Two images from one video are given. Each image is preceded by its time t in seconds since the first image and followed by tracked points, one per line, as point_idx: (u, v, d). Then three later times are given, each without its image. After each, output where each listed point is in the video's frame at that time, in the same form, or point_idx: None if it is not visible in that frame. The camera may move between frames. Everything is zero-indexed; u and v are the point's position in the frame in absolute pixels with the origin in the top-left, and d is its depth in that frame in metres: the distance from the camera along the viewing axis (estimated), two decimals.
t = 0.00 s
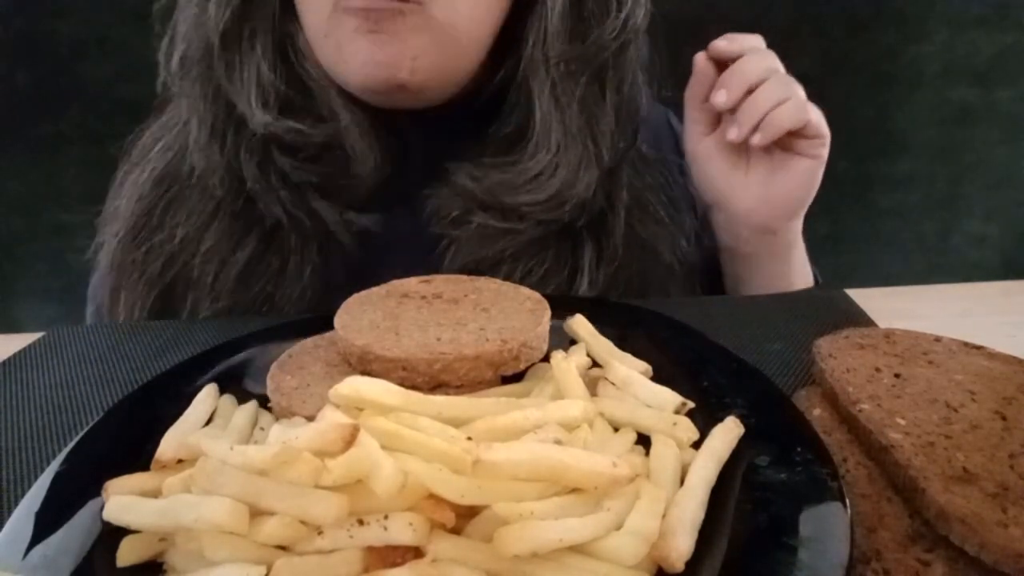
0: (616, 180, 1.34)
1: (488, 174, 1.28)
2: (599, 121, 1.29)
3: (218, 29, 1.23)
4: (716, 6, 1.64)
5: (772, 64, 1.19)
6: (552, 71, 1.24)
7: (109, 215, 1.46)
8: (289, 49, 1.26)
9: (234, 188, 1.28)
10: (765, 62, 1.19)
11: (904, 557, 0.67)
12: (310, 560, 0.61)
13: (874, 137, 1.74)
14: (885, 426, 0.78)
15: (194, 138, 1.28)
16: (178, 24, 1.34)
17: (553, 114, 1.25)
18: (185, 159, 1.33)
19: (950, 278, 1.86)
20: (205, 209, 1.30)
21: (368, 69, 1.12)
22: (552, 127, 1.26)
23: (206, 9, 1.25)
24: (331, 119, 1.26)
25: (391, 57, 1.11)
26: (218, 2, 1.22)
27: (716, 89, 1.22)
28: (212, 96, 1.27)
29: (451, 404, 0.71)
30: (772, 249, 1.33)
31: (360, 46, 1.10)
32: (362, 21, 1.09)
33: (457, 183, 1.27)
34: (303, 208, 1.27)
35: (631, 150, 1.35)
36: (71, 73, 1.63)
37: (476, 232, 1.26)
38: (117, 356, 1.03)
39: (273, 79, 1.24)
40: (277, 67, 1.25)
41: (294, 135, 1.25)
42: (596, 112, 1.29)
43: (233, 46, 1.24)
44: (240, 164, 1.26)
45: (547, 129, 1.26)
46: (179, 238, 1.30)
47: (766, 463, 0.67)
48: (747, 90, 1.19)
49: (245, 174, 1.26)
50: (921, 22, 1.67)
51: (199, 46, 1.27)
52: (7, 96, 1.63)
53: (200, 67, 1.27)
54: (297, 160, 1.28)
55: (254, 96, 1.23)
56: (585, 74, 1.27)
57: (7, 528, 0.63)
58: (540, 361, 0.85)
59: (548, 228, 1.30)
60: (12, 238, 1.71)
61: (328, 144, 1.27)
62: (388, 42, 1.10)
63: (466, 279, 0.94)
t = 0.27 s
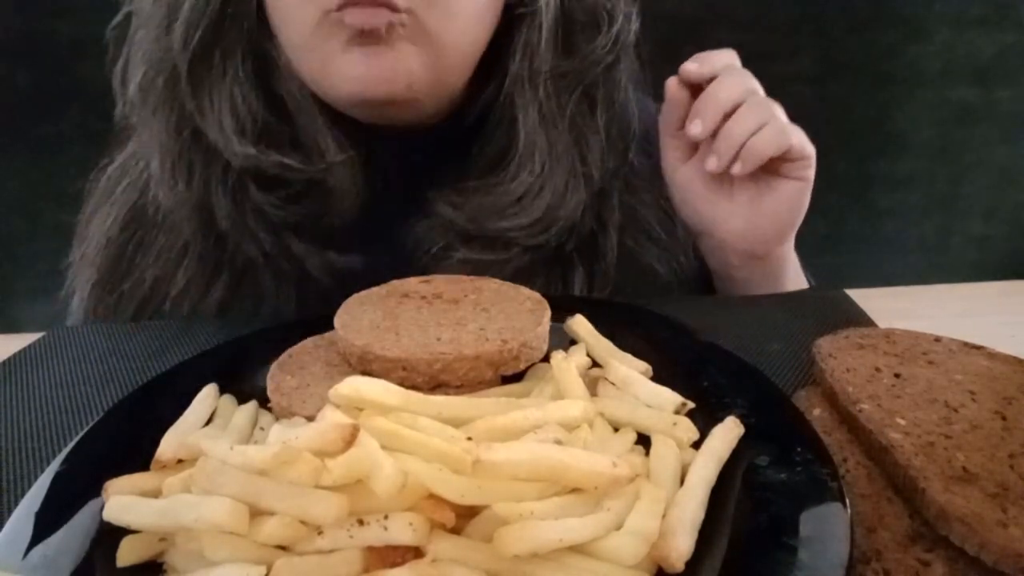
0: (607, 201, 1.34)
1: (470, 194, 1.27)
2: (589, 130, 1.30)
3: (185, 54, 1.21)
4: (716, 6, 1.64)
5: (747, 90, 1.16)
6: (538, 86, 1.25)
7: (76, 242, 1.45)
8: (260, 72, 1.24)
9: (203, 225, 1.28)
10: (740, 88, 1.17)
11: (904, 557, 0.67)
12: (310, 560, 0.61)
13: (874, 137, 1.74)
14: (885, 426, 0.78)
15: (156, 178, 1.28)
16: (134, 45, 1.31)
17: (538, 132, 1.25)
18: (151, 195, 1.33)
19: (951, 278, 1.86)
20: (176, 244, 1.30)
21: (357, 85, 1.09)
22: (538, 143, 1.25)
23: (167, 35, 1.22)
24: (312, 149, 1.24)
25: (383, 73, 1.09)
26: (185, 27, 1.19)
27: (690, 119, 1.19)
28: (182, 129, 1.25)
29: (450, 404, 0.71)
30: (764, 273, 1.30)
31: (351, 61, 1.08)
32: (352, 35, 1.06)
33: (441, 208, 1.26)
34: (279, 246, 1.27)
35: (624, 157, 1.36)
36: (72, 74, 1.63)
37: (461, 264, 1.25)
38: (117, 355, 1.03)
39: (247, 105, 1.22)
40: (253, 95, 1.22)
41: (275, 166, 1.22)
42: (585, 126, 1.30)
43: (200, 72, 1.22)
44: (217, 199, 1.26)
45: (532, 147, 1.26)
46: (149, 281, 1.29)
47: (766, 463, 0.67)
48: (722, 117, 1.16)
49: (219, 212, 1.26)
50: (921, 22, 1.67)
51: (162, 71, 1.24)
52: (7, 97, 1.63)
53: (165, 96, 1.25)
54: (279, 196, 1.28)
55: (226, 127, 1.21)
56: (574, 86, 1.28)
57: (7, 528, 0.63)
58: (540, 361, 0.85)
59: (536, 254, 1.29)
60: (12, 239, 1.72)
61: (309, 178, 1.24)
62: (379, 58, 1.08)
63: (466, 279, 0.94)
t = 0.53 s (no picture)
0: (595, 216, 1.33)
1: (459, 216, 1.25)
2: (577, 145, 1.29)
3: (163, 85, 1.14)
4: (716, 6, 1.65)
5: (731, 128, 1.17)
6: (523, 99, 1.23)
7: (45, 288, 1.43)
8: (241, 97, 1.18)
9: (182, 273, 1.23)
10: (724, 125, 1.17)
11: (904, 557, 0.67)
12: (310, 560, 0.61)
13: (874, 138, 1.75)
14: (885, 426, 0.78)
15: (129, 219, 1.20)
16: (102, 78, 1.24)
17: (526, 145, 1.23)
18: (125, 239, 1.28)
19: (951, 278, 1.86)
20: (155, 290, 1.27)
21: (350, 110, 1.05)
22: (525, 155, 1.24)
23: (143, 64, 1.15)
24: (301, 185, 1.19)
25: (376, 95, 1.04)
26: (161, 54, 1.13)
27: (677, 159, 1.19)
28: (159, 166, 1.19)
29: (450, 404, 0.71)
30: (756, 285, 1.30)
31: (342, 84, 1.03)
32: (341, 57, 1.02)
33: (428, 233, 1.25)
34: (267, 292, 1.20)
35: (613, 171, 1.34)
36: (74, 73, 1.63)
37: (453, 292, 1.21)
38: (117, 356, 1.03)
39: (228, 139, 1.16)
40: (236, 129, 1.16)
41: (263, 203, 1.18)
42: (573, 139, 1.29)
43: (177, 105, 1.16)
44: (199, 241, 1.20)
45: (519, 160, 1.24)
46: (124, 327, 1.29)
47: (766, 463, 0.67)
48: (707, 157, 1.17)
49: (202, 256, 1.19)
50: (921, 21, 1.67)
51: (138, 104, 1.17)
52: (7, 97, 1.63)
53: (140, 130, 1.18)
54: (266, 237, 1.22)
55: (208, 165, 1.15)
56: (559, 98, 1.27)
57: (7, 528, 0.63)
58: (540, 361, 0.85)
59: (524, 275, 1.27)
60: (12, 238, 1.72)
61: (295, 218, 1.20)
62: (372, 80, 1.03)
63: (466, 279, 0.94)
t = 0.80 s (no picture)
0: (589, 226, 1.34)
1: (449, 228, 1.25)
2: (565, 156, 1.30)
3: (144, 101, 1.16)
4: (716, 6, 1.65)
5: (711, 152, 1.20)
6: (513, 108, 1.25)
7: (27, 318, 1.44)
8: (227, 120, 1.19)
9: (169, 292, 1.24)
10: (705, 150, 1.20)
11: (904, 556, 0.67)
12: (310, 560, 0.61)
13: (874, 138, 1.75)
14: (886, 426, 0.78)
15: (111, 235, 1.20)
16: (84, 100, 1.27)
17: (519, 158, 1.24)
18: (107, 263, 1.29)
19: (952, 277, 1.86)
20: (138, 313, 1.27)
21: (339, 112, 1.04)
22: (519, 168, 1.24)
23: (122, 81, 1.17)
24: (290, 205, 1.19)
25: (367, 97, 1.03)
26: (141, 72, 1.15)
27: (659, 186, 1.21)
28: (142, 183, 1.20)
29: (450, 404, 0.71)
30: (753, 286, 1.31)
31: (332, 86, 1.03)
32: (333, 58, 1.01)
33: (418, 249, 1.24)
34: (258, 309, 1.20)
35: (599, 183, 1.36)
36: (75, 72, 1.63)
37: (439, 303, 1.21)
38: (116, 356, 1.03)
39: (213, 159, 1.17)
40: (220, 146, 1.17)
41: (251, 223, 1.17)
42: (560, 153, 1.29)
43: (158, 121, 1.18)
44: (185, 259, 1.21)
45: (513, 173, 1.24)
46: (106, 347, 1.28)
47: (766, 463, 0.67)
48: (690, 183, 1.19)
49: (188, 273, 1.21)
50: (920, 21, 1.67)
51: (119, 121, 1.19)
52: (6, 96, 1.63)
53: (122, 148, 1.20)
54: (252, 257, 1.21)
55: (191, 180, 1.16)
56: (549, 109, 1.28)
57: (7, 528, 0.63)
58: (540, 361, 0.85)
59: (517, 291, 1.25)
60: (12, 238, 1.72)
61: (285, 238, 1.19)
62: (362, 82, 1.03)
63: (466, 279, 0.94)
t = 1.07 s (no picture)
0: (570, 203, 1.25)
1: (396, 207, 1.18)
2: (536, 162, 1.25)
3: (82, 126, 1.12)
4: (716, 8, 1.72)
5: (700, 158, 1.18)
6: (482, 104, 1.19)
7: None
8: (177, 128, 1.14)
9: (116, 308, 1.23)
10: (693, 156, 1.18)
11: (904, 556, 0.67)
12: (310, 560, 0.61)
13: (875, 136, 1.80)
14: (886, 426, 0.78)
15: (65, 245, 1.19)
16: (18, 134, 1.22)
17: (477, 151, 1.17)
18: (57, 287, 1.27)
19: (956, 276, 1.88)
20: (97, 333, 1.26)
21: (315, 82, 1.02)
22: (478, 162, 1.18)
23: (64, 109, 1.13)
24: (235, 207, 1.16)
25: (343, 58, 1.01)
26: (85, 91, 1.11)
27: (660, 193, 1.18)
28: (83, 207, 1.17)
29: (450, 404, 0.71)
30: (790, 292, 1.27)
31: (308, 54, 1.01)
32: (301, 25, 1.00)
33: (362, 223, 1.18)
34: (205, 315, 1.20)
35: (582, 185, 1.27)
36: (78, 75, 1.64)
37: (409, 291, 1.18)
38: (114, 357, 1.03)
39: (160, 171, 1.13)
40: (165, 158, 1.13)
41: (198, 229, 1.13)
42: (535, 158, 1.26)
43: (102, 145, 1.13)
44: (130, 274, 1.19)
45: (467, 165, 1.17)
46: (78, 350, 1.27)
47: (766, 462, 0.67)
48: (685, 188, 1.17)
49: (135, 289, 1.20)
50: (920, 21, 1.73)
51: (56, 152, 1.15)
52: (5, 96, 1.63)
53: (61, 178, 1.16)
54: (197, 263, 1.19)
55: (139, 199, 1.12)
56: (518, 111, 1.23)
57: (6, 528, 0.63)
58: (541, 360, 0.85)
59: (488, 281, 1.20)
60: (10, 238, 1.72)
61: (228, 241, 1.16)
62: (334, 43, 1.01)
63: (466, 279, 0.94)
